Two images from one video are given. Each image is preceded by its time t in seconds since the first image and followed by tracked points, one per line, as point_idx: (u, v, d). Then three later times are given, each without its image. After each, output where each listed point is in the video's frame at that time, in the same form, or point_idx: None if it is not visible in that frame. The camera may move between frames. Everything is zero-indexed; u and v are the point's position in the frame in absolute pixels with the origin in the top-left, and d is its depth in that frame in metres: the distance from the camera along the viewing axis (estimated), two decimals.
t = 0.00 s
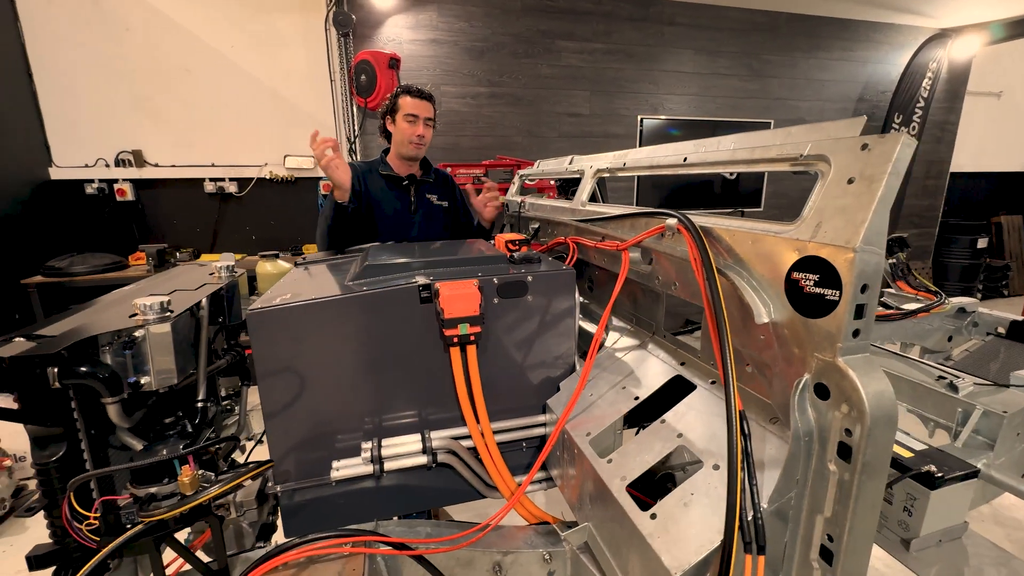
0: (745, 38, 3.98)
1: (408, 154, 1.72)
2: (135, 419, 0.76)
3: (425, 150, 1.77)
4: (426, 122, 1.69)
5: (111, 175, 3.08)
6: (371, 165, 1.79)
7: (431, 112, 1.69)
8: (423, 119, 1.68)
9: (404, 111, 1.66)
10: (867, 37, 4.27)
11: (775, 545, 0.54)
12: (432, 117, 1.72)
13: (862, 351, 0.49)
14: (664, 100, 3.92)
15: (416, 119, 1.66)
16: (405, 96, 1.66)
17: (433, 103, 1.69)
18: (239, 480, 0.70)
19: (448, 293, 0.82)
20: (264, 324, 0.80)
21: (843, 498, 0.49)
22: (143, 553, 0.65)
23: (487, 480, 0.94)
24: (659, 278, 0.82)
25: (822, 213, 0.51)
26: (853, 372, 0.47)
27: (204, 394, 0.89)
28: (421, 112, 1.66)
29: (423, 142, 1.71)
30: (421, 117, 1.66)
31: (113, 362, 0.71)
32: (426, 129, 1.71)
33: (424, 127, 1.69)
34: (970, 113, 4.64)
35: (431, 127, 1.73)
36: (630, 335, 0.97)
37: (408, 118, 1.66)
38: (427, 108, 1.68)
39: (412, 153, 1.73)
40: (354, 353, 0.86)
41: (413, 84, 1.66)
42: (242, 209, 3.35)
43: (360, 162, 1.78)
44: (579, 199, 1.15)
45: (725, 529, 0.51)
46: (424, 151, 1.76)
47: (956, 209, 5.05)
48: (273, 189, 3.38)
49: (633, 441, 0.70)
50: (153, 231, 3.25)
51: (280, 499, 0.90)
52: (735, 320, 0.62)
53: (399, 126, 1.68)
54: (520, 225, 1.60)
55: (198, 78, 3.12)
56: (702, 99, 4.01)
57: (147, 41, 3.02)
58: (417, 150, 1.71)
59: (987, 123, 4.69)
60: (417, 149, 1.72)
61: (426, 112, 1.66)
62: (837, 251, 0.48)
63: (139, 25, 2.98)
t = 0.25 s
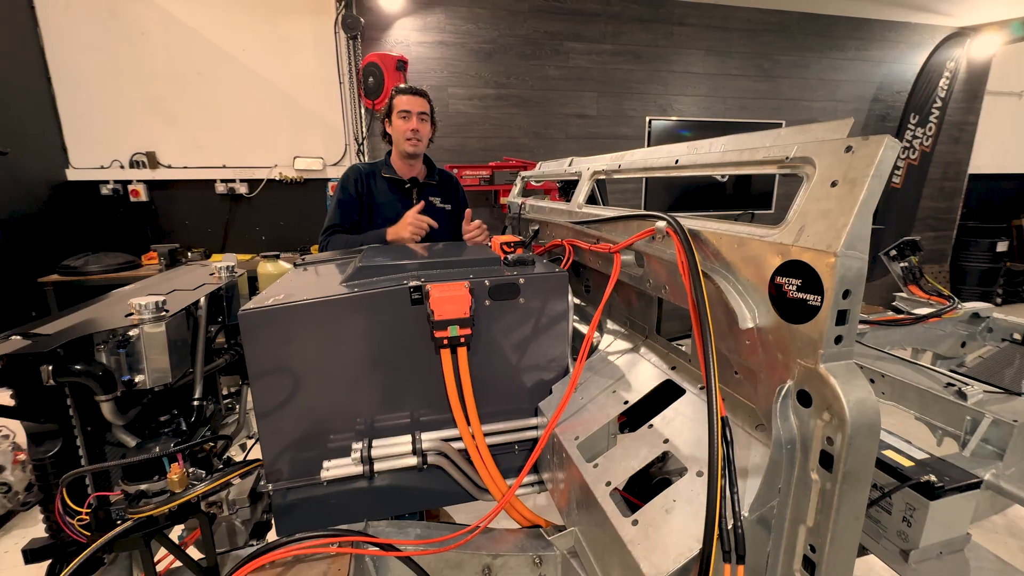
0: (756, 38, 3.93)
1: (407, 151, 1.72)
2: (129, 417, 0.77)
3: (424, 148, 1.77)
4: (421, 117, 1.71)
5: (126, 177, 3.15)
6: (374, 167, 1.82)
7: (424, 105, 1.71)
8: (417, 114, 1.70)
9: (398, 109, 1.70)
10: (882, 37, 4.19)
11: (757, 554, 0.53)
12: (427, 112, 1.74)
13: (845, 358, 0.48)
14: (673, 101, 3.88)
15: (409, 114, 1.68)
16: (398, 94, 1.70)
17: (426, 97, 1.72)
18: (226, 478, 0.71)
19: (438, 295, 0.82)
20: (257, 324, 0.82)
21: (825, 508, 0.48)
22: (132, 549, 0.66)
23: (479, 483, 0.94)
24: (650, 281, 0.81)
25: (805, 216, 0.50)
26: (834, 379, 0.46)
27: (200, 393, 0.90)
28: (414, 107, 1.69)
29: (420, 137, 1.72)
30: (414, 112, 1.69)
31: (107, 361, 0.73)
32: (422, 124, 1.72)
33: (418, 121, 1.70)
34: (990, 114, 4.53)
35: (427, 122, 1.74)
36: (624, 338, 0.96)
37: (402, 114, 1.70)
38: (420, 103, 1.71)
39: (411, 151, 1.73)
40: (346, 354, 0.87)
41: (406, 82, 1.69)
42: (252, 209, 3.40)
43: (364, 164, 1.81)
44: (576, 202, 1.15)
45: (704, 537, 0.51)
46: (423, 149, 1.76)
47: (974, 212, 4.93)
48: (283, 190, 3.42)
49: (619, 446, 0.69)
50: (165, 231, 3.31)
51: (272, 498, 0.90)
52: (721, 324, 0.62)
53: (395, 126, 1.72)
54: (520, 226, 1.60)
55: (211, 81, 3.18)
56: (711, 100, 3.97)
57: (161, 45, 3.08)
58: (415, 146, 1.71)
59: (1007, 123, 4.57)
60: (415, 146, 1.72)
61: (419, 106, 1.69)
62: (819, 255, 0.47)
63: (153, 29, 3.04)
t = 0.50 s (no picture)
0: (766, 38, 3.89)
1: (411, 152, 1.73)
2: (127, 414, 0.78)
3: (428, 149, 1.77)
4: (424, 118, 1.71)
5: (138, 177, 3.20)
6: (378, 168, 1.83)
7: (428, 106, 1.70)
8: (420, 115, 1.70)
9: (402, 110, 1.70)
10: (895, 36, 4.13)
11: (744, 561, 0.53)
12: (431, 113, 1.74)
13: (832, 363, 0.47)
14: (682, 102, 3.85)
15: (413, 115, 1.69)
16: (403, 95, 1.71)
17: (430, 98, 1.71)
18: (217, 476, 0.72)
19: (432, 296, 0.82)
20: (253, 324, 0.82)
21: (811, 516, 0.47)
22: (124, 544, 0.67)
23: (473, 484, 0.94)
24: (643, 283, 0.81)
25: (793, 219, 0.49)
26: (820, 385, 0.46)
27: (198, 391, 0.92)
28: (418, 108, 1.69)
29: (424, 139, 1.72)
30: (418, 113, 1.69)
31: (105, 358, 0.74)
32: (426, 125, 1.72)
33: (422, 123, 1.71)
34: (1007, 114, 4.43)
35: (431, 124, 1.74)
36: (620, 341, 0.96)
37: (406, 116, 1.70)
38: (425, 104, 1.71)
39: (415, 152, 1.73)
40: (341, 354, 0.87)
41: (409, 84, 1.70)
42: (261, 210, 3.43)
43: (368, 165, 1.82)
44: (574, 203, 1.14)
45: (688, 544, 0.50)
46: (427, 150, 1.76)
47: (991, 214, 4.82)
48: (291, 190, 3.45)
49: (609, 449, 0.69)
50: (176, 231, 3.36)
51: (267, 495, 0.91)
52: (712, 327, 0.61)
53: (400, 127, 1.73)
54: (522, 228, 1.60)
55: (221, 82, 3.22)
56: (720, 100, 3.94)
57: (174, 47, 3.12)
58: (419, 147, 1.72)
59: None
60: (419, 147, 1.72)
61: (423, 107, 1.69)
62: (806, 257, 0.46)
63: (166, 32, 3.09)
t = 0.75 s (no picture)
0: (779, 37, 3.84)
1: (416, 155, 1.72)
2: (126, 411, 0.79)
3: (434, 151, 1.77)
4: (431, 120, 1.71)
5: (153, 177, 3.25)
6: (384, 169, 1.84)
7: (435, 109, 1.70)
8: (426, 117, 1.70)
9: (409, 112, 1.70)
10: (913, 35, 4.04)
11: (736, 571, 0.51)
12: (437, 115, 1.74)
13: (825, 369, 0.46)
14: (692, 102, 3.81)
15: (419, 117, 1.69)
16: (410, 97, 1.71)
17: (437, 100, 1.71)
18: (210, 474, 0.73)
19: (428, 296, 0.82)
20: (251, 323, 0.83)
21: (803, 526, 0.46)
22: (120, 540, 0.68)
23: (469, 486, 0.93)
24: (641, 285, 0.80)
25: (787, 220, 0.48)
26: (812, 392, 0.44)
27: (199, 389, 0.93)
28: (424, 110, 1.69)
29: (429, 141, 1.72)
30: (424, 115, 1.69)
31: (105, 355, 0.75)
32: (431, 127, 1.72)
33: (427, 125, 1.71)
34: None
35: (437, 126, 1.74)
36: (619, 343, 0.94)
37: (412, 118, 1.70)
38: (431, 106, 1.70)
39: (421, 155, 1.73)
40: (338, 354, 0.88)
41: (416, 85, 1.70)
42: (272, 210, 3.47)
43: (373, 166, 1.83)
44: (575, 204, 1.14)
45: (677, 552, 0.49)
46: (432, 152, 1.76)
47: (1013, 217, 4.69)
48: (302, 191, 3.48)
49: (603, 454, 0.68)
50: (189, 231, 3.41)
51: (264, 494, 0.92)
52: (706, 331, 0.60)
53: (406, 129, 1.73)
54: (525, 229, 1.59)
55: (235, 84, 3.27)
56: (732, 101, 3.89)
57: (188, 50, 3.18)
58: (424, 149, 1.71)
59: None
60: (424, 149, 1.72)
61: (429, 109, 1.69)
62: (799, 260, 0.45)
63: (182, 35, 3.15)
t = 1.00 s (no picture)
0: (792, 37, 3.79)
1: (426, 158, 1.73)
2: (134, 409, 0.81)
3: (443, 154, 1.77)
4: (441, 124, 1.72)
5: (168, 178, 3.31)
6: (392, 170, 1.85)
7: (444, 113, 1.71)
8: (436, 121, 1.71)
9: (419, 116, 1.71)
10: (930, 34, 3.97)
11: None
12: (447, 119, 1.74)
13: (825, 375, 0.45)
14: (703, 103, 3.78)
15: (429, 122, 1.69)
16: (420, 100, 1.71)
17: (447, 104, 1.72)
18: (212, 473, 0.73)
19: (430, 297, 0.82)
20: (256, 323, 0.84)
21: (802, 536, 0.45)
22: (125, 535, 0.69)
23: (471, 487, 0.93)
24: (643, 288, 0.79)
25: (787, 223, 0.47)
26: (812, 399, 0.43)
27: (207, 388, 0.94)
28: (434, 114, 1.70)
29: (439, 145, 1.73)
30: (434, 119, 1.69)
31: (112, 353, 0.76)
32: (441, 131, 1.73)
33: (437, 129, 1.71)
34: None
35: (446, 129, 1.75)
36: (622, 346, 0.94)
37: (422, 122, 1.71)
38: (441, 110, 1.71)
39: (430, 158, 1.74)
40: (341, 354, 0.88)
41: (426, 88, 1.70)
42: (284, 211, 3.51)
43: (382, 168, 1.85)
44: (580, 206, 1.13)
45: (673, 559, 0.49)
46: (442, 156, 1.77)
47: None
48: (313, 192, 3.52)
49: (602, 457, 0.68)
50: (203, 231, 3.46)
51: (268, 492, 0.93)
52: (707, 335, 0.59)
53: (416, 132, 1.74)
54: (532, 231, 1.59)
55: (248, 87, 3.32)
56: (744, 102, 3.85)
57: (203, 54, 3.23)
58: (434, 153, 1.72)
59: None
60: (434, 153, 1.73)
61: (439, 113, 1.70)
62: (798, 264, 0.44)
63: (197, 39, 3.20)
